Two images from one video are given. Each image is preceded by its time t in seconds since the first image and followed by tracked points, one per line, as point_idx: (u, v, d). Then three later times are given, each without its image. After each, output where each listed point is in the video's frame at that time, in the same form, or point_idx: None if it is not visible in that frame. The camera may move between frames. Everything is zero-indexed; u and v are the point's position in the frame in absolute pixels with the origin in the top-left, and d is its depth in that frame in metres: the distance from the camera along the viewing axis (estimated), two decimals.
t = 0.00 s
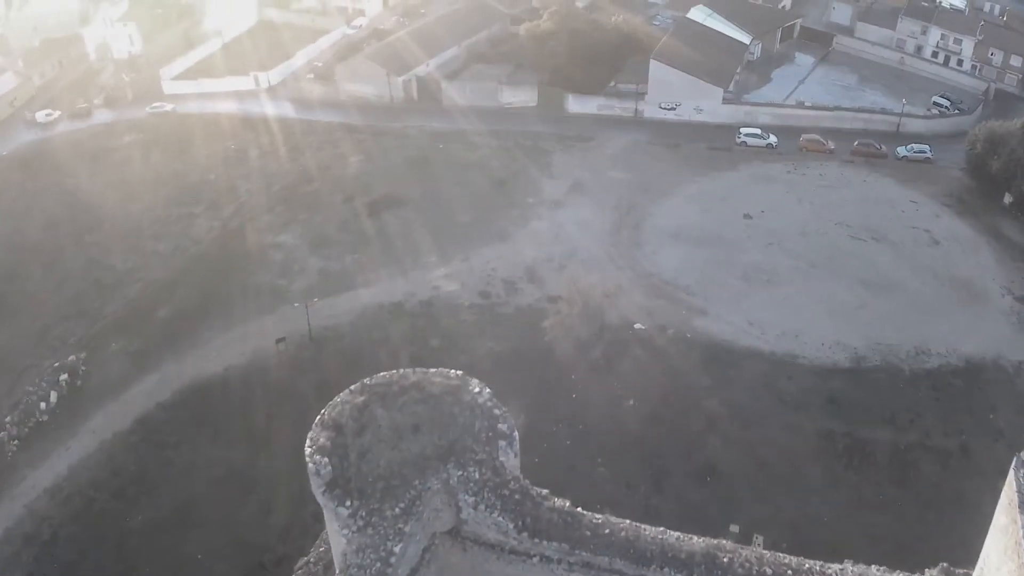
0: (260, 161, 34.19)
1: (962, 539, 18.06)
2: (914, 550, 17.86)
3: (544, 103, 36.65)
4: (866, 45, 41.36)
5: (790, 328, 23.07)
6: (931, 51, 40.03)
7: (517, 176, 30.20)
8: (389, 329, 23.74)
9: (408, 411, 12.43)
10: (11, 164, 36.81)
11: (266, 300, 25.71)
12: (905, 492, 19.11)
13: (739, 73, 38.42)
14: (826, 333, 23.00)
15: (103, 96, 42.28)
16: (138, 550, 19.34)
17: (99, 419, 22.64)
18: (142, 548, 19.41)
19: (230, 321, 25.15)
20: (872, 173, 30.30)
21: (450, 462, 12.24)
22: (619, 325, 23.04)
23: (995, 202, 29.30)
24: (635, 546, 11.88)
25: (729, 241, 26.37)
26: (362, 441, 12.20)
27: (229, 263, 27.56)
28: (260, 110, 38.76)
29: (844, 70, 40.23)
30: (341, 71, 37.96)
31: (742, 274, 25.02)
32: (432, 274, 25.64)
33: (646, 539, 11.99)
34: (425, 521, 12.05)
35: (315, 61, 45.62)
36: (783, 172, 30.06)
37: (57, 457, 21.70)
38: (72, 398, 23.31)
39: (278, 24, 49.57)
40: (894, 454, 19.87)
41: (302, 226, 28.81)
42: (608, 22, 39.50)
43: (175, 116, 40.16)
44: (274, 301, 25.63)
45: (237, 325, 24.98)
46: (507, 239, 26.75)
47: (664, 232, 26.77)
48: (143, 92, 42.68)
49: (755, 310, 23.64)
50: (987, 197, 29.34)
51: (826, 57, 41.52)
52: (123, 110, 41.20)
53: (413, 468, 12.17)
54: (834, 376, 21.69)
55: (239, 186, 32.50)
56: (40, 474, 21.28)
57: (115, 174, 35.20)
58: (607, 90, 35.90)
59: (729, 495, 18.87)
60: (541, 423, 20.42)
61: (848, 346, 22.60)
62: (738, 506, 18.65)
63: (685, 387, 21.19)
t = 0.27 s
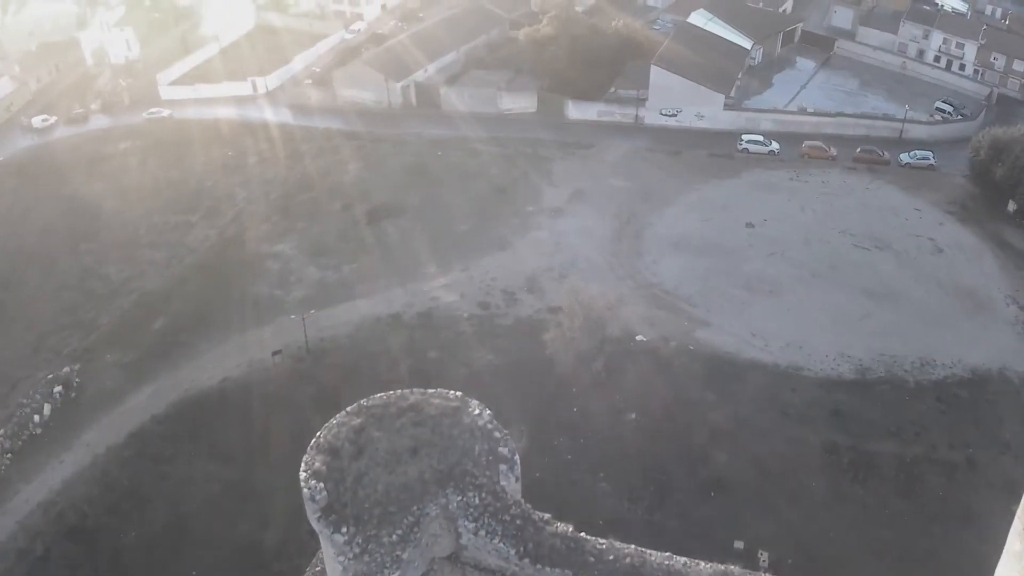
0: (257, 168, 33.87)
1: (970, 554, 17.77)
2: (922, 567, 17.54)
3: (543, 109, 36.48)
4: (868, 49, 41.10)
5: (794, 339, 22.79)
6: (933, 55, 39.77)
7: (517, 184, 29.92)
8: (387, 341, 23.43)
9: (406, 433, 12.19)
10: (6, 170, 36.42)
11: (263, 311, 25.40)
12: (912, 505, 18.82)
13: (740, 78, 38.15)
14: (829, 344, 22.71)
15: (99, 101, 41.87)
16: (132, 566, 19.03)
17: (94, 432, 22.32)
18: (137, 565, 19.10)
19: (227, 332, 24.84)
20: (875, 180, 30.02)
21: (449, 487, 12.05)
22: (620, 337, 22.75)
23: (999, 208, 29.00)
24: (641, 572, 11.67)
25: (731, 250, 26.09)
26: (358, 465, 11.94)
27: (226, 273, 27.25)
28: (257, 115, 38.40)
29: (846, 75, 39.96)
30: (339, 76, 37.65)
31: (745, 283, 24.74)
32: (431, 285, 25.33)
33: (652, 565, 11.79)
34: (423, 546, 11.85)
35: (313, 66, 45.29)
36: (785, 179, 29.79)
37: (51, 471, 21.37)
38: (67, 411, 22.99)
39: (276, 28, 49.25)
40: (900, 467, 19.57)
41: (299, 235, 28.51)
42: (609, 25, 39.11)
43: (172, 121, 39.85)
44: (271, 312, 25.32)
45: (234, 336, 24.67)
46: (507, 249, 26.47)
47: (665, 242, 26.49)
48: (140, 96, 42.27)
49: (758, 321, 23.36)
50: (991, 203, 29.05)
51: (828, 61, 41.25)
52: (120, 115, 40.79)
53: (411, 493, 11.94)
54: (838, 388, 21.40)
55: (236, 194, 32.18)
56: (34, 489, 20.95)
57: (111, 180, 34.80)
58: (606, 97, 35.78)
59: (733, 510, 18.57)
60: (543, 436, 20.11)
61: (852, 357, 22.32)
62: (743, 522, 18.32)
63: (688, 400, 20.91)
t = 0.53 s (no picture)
0: (254, 178, 33.43)
1: None
2: None
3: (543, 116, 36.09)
4: (871, 55, 40.69)
5: (799, 355, 22.39)
6: (936, 61, 39.38)
7: (517, 194, 29.51)
8: (385, 357, 23.01)
9: (404, 470, 13.45)
10: None
11: (259, 326, 24.97)
12: (922, 525, 18.43)
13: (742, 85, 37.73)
14: (835, 359, 22.32)
15: (95, 108, 41.38)
16: None
17: (86, 451, 21.88)
18: None
19: (222, 348, 24.41)
20: (880, 189, 29.62)
21: (445, 522, 13.06)
22: (623, 353, 22.36)
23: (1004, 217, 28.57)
24: None
25: (735, 262, 25.70)
26: (357, 503, 13.20)
27: (222, 286, 26.82)
28: (254, 122, 37.92)
29: (849, 81, 39.57)
30: (337, 84, 37.24)
31: (749, 297, 24.35)
32: (430, 300, 24.92)
33: None
34: None
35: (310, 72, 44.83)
36: (788, 188, 29.39)
37: (42, 491, 20.93)
38: (58, 429, 22.54)
39: (273, 33, 48.77)
40: (909, 486, 19.17)
41: (296, 247, 28.09)
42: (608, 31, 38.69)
43: (168, 129, 39.37)
44: (268, 327, 24.90)
45: (230, 352, 24.23)
46: (506, 263, 26.07)
47: (668, 254, 26.11)
48: (135, 103, 41.79)
49: (763, 336, 22.96)
50: (997, 212, 28.63)
51: (830, 67, 40.86)
52: (116, 122, 40.27)
53: (409, 528, 12.99)
54: (845, 405, 20.99)
55: (233, 204, 31.74)
56: (25, 510, 20.50)
57: (106, 189, 34.34)
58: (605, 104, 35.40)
59: (739, 532, 18.16)
60: (544, 456, 19.71)
61: (859, 373, 21.92)
62: (749, 544, 17.93)
63: (692, 418, 20.50)
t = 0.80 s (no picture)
0: (252, 184, 33.12)
1: None
2: None
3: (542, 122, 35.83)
4: (873, 58, 40.39)
5: (804, 366, 22.09)
6: (938, 64, 39.10)
7: (517, 202, 29.22)
8: (383, 368, 22.72)
9: (402, 495, 13.69)
10: None
11: (256, 336, 24.66)
12: (930, 539, 18.12)
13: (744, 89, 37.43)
14: (840, 371, 22.02)
15: (92, 112, 41.04)
16: None
17: (80, 464, 21.57)
18: None
19: (219, 359, 24.10)
20: (883, 195, 29.33)
21: (444, 546, 13.10)
22: (625, 366, 22.08)
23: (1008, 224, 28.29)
24: None
25: (738, 271, 25.39)
26: (355, 527, 13.35)
27: (218, 296, 26.50)
28: (252, 127, 37.58)
29: (851, 84, 39.29)
30: (335, 89, 36.96)
31: (753, 307, 24.06)
32: (429, 310, 24.62)
33: None
34: None
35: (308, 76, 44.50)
36: (791, 195, 29.10)
37: (35, 505, 20.61)
38: (52, 441, 22.22)
39: (271, 36, 48.38)
40: (916, 500, 18.86)
41: (294, 256, 27.78)
42: (608, 35, 38.47)
43: (166, 134, 39.02)
44: (265, 337, 24.59)
45: (226, 363, 23.93)
46: (506, 272, 25.76)
47: (670, 263, 25.82)
48: (133, 108, 41.46)
49: (767, 347, 22.67)
50: (1002, 218, 28.32)
51: (832, 70, 40.56)
52: (113, 127, 39.91)
53: (408, 553, 13.02)
54: (851, 417, 20.70)
55: (230, 211, 31.42)
56: (17, 524, 20.18)
57: (103, 195, 34.01)
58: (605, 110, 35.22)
59: (745, 546, 17.85)
60: (545, 470, 19.43)
61: (865, 385, 21.62)
62: (755, 559, 17.62)
63: (695, 431, 20.21)
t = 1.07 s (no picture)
0: (249, 192, 32.76)
1: None
2: None
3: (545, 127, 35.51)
4: (875, 63, 40.07)
5: (809, 380, 21.73)
6: (941, 69, 38.82)
7: (517, 210, 28.87)
8: (382, 382, 22.37)
9: (397, 523, 14.27)
10: None
11: (253, 349, 24.31)
12: (939, 556, 17.76)
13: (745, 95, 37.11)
14: (846, 384, 21.66)
15: (88, 118, 40.66)
16: None
17: (73, 479, 21.20)
18: None
19: (215, 372, 23.74)
20: (887, 203, 28.99)
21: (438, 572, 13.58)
22: (627, 380, 21.75)
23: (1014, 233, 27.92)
24: None
25: (741, 282, 25.04)
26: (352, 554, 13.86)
27: (215, 307, 26.14)
28: (249, 133, 37.22)
29: (854, 89, 39.01)
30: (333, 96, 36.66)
31: (757, 318, 23.70)
32: (428, 322, 24.28)
33: None
34: None
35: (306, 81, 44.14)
36: (794, 203, 28.76)
37: (27, 522, 20.24)
38: (45, 456, 21.86)
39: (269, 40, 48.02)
40: (924, 515, 18.51)
41: (291, 266, 27.43)
42: (609, 40, 38.14)
43: (163, 139, 38.64)
44: (262, 350, 24.24)
45: (223, 376, 23.56)
46: (507, 282, 25.42)
47: (672, 273, 25.48)
48: (129, 113, 41.08)
49: (772, 360, 22.32)
50: (1008, 226, 27.95)
51: (834, 75, 40.25)
52: (109, 133, 39.52)
53: None
54: (856, 431, 20.36)
55: (227, 219, 31.07)
56: (9, 542, 19.81)
57: (99, 202, 33.64)
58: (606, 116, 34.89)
59: (751, 564, 17.51)
60: (546, 486, 19.09)
61: (872, 398, 21.26)
62: None
63: (699, 446, 19.86)
